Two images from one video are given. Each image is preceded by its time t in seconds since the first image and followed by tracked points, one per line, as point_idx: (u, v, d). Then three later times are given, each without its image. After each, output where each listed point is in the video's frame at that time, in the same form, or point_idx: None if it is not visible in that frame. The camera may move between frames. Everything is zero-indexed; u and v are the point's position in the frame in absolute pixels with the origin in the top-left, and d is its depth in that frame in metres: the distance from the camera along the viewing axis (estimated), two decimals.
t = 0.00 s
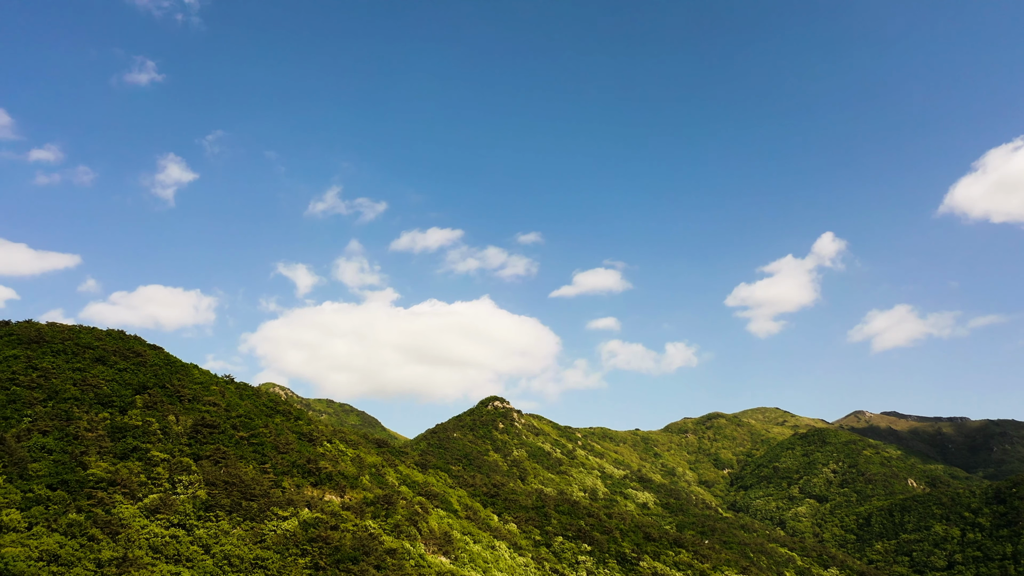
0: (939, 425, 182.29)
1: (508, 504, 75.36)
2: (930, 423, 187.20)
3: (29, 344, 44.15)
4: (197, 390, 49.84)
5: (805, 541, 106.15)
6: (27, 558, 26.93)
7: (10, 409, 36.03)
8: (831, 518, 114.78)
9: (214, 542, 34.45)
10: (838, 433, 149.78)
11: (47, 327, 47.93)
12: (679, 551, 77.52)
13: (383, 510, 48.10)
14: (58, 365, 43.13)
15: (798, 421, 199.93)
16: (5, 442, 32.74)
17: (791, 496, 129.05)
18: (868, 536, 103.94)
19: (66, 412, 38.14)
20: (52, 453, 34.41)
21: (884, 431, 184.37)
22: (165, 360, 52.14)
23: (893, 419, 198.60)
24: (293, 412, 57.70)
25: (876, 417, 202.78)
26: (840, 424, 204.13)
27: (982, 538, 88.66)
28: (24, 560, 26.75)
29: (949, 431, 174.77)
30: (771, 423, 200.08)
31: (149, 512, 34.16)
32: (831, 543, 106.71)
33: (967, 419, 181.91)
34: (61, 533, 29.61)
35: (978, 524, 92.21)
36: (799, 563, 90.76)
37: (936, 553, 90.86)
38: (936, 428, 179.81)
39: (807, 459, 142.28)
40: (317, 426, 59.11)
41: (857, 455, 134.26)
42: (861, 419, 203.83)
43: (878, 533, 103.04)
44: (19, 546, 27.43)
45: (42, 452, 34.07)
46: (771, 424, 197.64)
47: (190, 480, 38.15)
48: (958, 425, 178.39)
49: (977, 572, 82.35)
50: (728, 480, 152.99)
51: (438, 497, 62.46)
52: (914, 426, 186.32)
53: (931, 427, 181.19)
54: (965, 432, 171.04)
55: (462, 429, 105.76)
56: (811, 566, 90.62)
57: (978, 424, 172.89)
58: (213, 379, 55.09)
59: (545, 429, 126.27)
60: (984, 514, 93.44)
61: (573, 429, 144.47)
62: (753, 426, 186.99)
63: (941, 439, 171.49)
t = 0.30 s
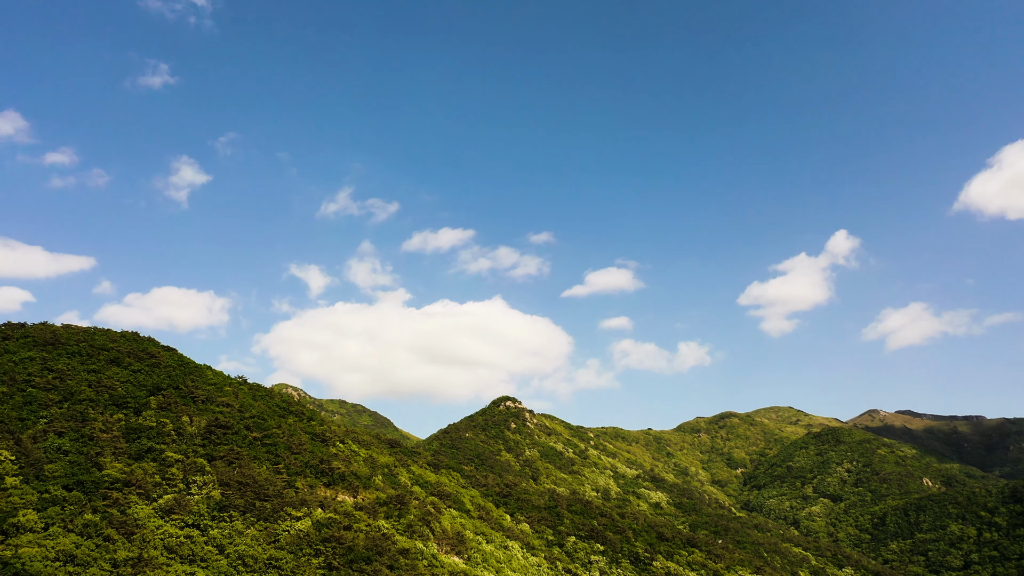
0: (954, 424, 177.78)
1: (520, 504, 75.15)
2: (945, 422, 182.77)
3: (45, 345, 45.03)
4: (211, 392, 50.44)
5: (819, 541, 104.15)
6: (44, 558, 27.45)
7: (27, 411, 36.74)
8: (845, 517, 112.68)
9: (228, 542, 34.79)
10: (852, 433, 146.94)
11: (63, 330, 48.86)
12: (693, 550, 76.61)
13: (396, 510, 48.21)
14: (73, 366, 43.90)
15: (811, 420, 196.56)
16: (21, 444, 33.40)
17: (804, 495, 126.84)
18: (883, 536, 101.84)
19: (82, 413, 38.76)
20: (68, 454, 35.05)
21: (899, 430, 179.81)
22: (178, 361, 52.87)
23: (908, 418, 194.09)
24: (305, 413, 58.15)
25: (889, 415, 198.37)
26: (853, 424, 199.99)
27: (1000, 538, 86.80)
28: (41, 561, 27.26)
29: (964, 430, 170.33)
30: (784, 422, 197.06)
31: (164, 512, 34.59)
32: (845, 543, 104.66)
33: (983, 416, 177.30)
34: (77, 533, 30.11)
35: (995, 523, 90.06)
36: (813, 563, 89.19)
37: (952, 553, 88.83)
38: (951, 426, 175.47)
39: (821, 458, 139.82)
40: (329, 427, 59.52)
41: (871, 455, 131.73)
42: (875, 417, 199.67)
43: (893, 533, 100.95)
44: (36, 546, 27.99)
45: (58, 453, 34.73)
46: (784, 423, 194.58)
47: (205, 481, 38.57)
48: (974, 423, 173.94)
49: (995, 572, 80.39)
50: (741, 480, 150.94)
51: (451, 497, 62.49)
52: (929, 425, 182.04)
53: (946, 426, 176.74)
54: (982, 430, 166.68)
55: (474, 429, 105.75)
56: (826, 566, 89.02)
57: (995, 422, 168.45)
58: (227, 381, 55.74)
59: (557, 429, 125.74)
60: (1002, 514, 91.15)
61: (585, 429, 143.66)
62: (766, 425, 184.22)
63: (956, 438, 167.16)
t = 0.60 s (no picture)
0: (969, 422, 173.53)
1: (533, 504, 74.92)
2: (960, 420, 178.45)
3: (60, 347, 45.93)
4: (225, 393, 51.05)
5: (833, 541, 102.14)
6: (60, 559, 28.04)
7: (44, 412, 37.54)
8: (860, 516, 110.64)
9: (242, 542, 35.11)
10: (867, 432, 144.12)
11: (78, 331, 49.77)
12: (707, 550, 75.65)
13: (409, 510, 48.29)
14: (89, 368, 44.72)
15: (825, 420, 193.09)
16: (38, 445, 34.12)
17: (819, 495, 124.49)
18: (898, 536, 99.83)
19: (97, 414, 39.44)
20: (84, 455, 35.71)
21: (915, 430, 175.21)
22: (192, 362, 53.60)
23: (923, 417, 189.46)
24: (318, 413, 58.55)
25: (904, 414, 194.01)
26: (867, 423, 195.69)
27: (1019, 537, 85.14)
28: (58, 561, 27.85)
29: (980, 428, 166.03)
30: (797, 421, 193.82)
31: (179, 513, 35.03)
32: (860, 542, 102.73)
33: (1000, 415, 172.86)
34: (94, 533, 30.68)
35: (1013, 523, 88.22)
36: (828, 563, 87.72)
37: (969, 552, 86.94)
38: (966, 425, 171.27)
39: (835, 457, 137.29)
40: (342, 427, 59.90)
41: (886, 454, 129.24)
42: (889, 416, 195.64)
43: (909, 532, 98.97)
44: (53, 546, 28.63)
45: (75, 454, 35.41)
46: (797, 423, 191.47)
47: (219, 482, 39.01)
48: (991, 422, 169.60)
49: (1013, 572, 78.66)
50: (754, 479, 148.78)
51: (464, 497, 62.47)
52: (944, 423, 177.76)
53: (962, 425, 172.16)
54: (999, 429, 162.43)
55: (487, 429, 105.75)
56: (841, 565, 87.49)
57: (1013, 420, 164.05)
58: (240, 382, 56.33)
59: (569, 429, 125.14)
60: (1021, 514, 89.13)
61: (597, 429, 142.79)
62: (780, 424, 181.23)
63: (972, 436, 162.90)
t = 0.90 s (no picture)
0: (986, 421, 169.11)
1: (546, 504, 74.61)
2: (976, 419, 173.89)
3: (76, 348, 46.84)
4: (239, 394, 51.62)
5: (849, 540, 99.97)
6: (77, 559, 28.61)
7: (60, 413, 38.31)
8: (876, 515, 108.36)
9: (257, 542, 35.42)
10: (882, 431, 141.11)
11: (93, 333, 50.69)
12: (721, 550, 74.60)
13: (422, 510, 48.35)
14: (104, 369, 45.49)
15: (840, 419, 189.50)
16: (54, 446, 34.81)
17: (833, 494, 122.10)
18: (915, 535, 97.60)
19: (112, 415, 40.13)
20: (100, 455, 36.39)
21: (931, 429, 170.82)
22: (206, 363, 54.32)
23: (940, 415, 184.67)
24: (331, 414, 58.95)
25: (919, 412, 189.65)
26: (883, 422, 191.35)
27: None
28: (74, 561, 28.41)
29: (998, 427, 161.62)
30: (811, 420, 190.49)
31: (194, 513, 35.46)
32: (876, 542, 100.67)
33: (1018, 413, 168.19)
34: (110, 533, 31.20)
35: None
36: (843, 562, 86.02)
37: (987, 552, 84.78)
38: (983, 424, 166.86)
39: (850, 456, 134.71)
40: (355, 427, 60.34)
41: (902, 453, 126.51)
42: (904, 415, 191.38)
43: (925, 532, 96.75)
44: (70, 546, 29.23)
45: (90, 455, 36.12)
46: (811, 422, 188.21)
47: (233, 482, 39.44)
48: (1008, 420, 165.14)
49: None
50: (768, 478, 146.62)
51: (477, 497, 62.47)
52: (960, 422, 173.36)
53: (979, 424, 167.61)
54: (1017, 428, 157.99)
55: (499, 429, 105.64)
56: (856, 565, 85.80)
57: None
58: (254, 383, 56.90)
59: (582, 429, 124.45)
60: None
61: (610, 428, 141.84)
62: (794, 423, 178.14)
63: (989, 435, 158.60)
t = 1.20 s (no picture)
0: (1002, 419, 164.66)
1: (559, 503, 74.24)
2: (993, 417, 169.41)
3: (91, 350, 47.71)
4: (252, 395, 52.15)
5: (864, 540, 97.70)
6: (94, 558, 29.15)
7: (76, 414, 39.02)
8: (891, 515, 106.02)
9: (271, 542, 35.72)
10: (897, 429, 138.12)
11: (108, 335, 51.58)
12: (734, 549, 73.55)
13: (435, 510, 48.40)
14: (119, 371, 46.25)
15: (853, 417, 185.93)
16: (71, 447, 35.46)
17: (848, 494, 119.70)
18: (930, 535, 95.33)
19: (128, 416, 40.79)
20: (115, 456, 37.00)
21: (946, 428, 166.60)
22: (219, 364, 54.99)
23: (955, 414, 180.16)
24: (344, 415, 59.28)
25: (934, 411, 185.33)
26: (897, 421, 187.11)
27: None
28: (91, 561, 28.94)
29: (1015, 425, 157.21)
30: (825, 419, 187.13)
31: (209, 513, 35.90)
32: (890, 542, 98.44)
33: None
34: (126, 533, 31.69)
35: None
36: (858, 562, 84.17)
37: (1005, 552, 82.49)
38: (999, 422, 162.46)
39: (864, 455, 132.01)
40: (368, 427, 60.65)
41: (917, 452, 123.84)
42: (919, 414, 187.06)
43: (941, 531, 94.47)
44: (86, 546, 29.75)
45: (106, 456, 36.75)
46: (825, 420, 184.94)
47: (247, 483, 39.84)
48: None
49: None
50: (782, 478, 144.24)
51: (490, 497, 62.39)
52: (976, 420, 169.10)
53: (995, 422, 163.18)
54: None
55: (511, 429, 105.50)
56: (871, 565, 83.97)
57: None
58: (268, 384, 57.43)
59: (595, 429, 123.65)
60: None
61: (622, 428, 140.81)
62: (808, 422, 175.13)
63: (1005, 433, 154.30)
